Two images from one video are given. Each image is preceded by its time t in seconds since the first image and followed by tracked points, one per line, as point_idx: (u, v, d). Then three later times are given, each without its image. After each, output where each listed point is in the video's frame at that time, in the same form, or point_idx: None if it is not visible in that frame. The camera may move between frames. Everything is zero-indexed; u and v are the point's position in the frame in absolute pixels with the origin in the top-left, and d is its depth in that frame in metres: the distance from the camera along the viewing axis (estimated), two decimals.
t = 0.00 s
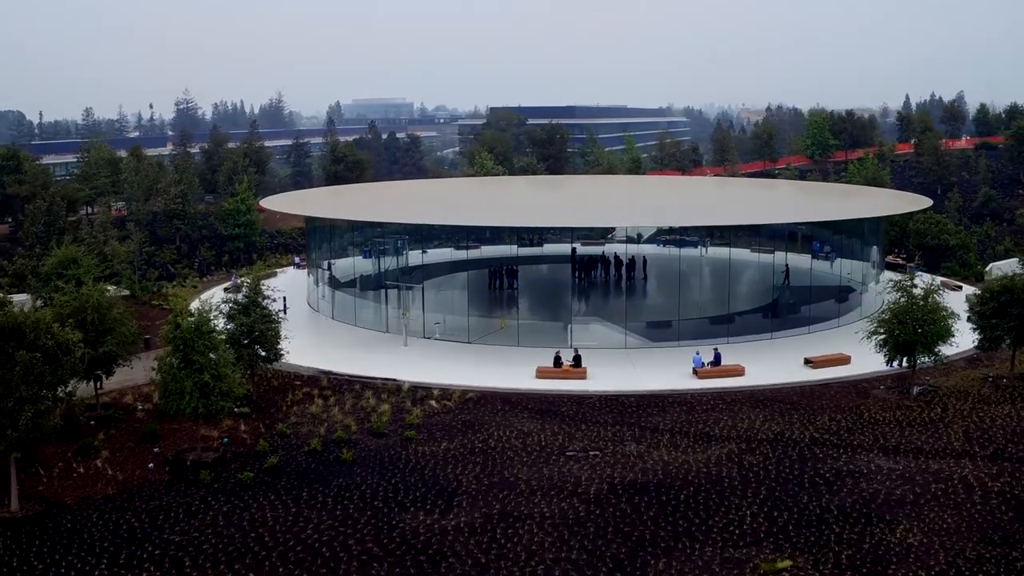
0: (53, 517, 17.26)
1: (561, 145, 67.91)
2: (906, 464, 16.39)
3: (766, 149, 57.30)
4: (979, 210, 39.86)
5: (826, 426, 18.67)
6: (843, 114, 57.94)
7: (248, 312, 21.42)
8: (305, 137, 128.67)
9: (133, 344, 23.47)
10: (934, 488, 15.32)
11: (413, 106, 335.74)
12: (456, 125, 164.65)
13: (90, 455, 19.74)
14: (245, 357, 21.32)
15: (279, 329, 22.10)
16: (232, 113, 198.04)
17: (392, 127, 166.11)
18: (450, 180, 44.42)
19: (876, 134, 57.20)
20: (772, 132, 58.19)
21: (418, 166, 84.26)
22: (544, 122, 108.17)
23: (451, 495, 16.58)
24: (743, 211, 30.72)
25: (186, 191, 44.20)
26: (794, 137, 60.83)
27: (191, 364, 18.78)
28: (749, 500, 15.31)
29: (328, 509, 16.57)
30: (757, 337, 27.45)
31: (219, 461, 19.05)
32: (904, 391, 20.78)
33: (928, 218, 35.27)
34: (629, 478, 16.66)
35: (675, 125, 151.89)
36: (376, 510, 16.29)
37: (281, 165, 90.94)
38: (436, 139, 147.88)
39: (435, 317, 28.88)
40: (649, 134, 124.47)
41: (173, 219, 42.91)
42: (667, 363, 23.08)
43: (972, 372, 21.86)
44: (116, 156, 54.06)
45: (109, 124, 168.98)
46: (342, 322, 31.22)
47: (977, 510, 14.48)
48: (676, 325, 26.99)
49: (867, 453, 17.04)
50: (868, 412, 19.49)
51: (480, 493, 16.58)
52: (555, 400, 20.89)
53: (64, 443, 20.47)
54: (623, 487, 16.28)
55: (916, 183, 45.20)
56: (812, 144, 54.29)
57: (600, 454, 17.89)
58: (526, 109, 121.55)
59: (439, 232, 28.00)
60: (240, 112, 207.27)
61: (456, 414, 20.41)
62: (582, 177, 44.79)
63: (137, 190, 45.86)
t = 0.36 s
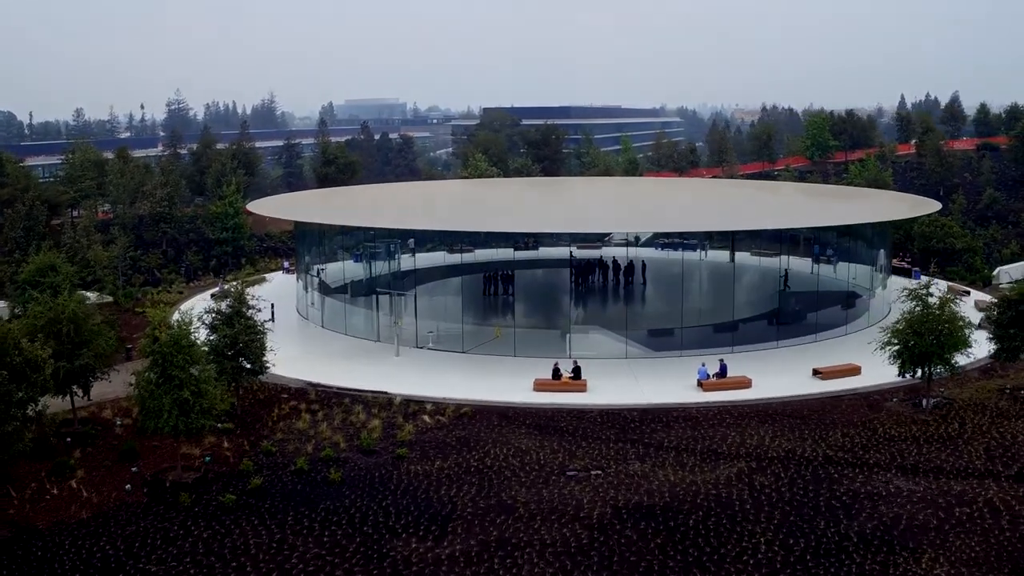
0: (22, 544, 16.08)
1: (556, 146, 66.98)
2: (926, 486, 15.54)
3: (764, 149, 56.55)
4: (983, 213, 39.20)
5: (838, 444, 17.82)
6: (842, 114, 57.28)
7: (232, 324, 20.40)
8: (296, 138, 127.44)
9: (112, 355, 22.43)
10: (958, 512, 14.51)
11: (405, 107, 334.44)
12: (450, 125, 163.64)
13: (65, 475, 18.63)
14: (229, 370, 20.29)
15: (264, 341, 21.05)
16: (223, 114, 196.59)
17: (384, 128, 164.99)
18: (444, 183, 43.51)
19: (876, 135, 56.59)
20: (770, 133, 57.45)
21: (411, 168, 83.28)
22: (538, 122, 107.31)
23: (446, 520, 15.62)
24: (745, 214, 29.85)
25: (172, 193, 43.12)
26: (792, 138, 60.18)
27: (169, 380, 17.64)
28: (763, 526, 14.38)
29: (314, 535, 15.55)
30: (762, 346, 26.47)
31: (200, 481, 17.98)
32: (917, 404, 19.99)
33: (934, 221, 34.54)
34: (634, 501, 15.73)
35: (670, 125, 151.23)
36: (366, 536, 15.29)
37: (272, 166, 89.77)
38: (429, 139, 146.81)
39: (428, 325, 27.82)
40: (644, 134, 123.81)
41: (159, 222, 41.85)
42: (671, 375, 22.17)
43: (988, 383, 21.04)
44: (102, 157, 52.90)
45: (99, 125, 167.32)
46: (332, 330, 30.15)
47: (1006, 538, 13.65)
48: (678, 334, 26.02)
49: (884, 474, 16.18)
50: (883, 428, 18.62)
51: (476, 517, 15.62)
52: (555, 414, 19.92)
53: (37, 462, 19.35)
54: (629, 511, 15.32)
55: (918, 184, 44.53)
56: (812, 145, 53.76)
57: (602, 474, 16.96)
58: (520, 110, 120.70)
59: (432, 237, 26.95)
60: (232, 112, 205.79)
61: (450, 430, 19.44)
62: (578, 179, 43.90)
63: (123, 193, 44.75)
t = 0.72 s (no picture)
0: None
1: (552, 147, 66.02)
2: (952, 514, 14.66)
3: (763, 151, 55.73)
4: (989, 216, 38.48)
5: (854, 465, 16.91)
6: (842, 116, 56.54)
7: (214, 338, 19.34)
8: (288, 138, 126.11)
9: (89, 369, 21.32)
10: (988, 542, 13.71)
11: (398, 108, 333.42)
12: (444, 126, 162.59)
13: (35, 500, 17.52)
14: (211, 387, 19.24)
15: (249, 356, 19.99)
16: (215, 114, 195.01)
17: (378, 129, 163.82)
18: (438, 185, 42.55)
19: (877, 136, 55.90)
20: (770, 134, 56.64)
21: (405, 169, 82.24)
22: (532, 123, 106.36)
23: (441, 550, 14.61)
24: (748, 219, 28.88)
25: (159, 197, 42.04)
26: (791, 139, 59.45)
27: (145, 401, 16.58)
28: (779, 560, 13.40)
29: (299, 567, 14.49)
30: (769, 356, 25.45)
31: (179, 506, 16.93)
32: (934, 420, 19.15)
33: (940, 225, 33.74)
34: (641, 529, 14.76)
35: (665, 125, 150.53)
36: (355, 569, 14.27)
37: (263, 168, 88.52)
38: (422, 140, 145.71)
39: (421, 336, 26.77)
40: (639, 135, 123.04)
41: (145, 226, 40.73)
42: (675, 389, 21.23)
43: (1006, 397, 20.17)
44: (88, 159, 51.70)
45: (88, 125, 165.61)
46: (321, 340, 29.10)
47: None
48: (680, 343, 25.03)
49: (906, 499, 15.30)
50: (900, 448, 17.72)
51: (473, 547, 14.61)
52: (554, 432, 18.95)
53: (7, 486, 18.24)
54: (636, 541, 14.32)
55: (922, 186, 43.79)
56: (812, 146, 53.06)
57: (606, 498, 15.97)
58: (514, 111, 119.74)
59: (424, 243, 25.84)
60: (224, 113, 204.26)
61: (444, 450, 18.44)
62: (574, 182, 42.96)
63: (108, 196, 43.63)
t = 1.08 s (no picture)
0: None
1: (549, 150, 65.14)
2: (979, 550, 13.85)
3: (764, 153, 54.94)
4: (996, 222, 37.83)
5: (871, 491, 16.04)
6: (844, 118, 55.89)
7: (197, 357, 18.37)
8: (281, 140, 124.81)
9: (66, 388, 20.31)
10: None
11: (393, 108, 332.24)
12: (439, 127, 161.63)
13: (7, 532, 16.53)
14: (194, 408, 18.27)
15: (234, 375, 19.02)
16: (208, 115, 193.55)
17: (373, 130, 162.72)
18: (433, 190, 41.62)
19: (878, 139, 55.24)
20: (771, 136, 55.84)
21: (400, 172, 81.27)
22: (528, 124, 105.47)
23: None
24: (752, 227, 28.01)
25: (147, 202, 41.04)
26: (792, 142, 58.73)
27: (121, 427, 15.62)
28: None
29: None
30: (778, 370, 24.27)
31: (158, 539, 15.96)
32: (951, 440, 18.32)
33: (948, 231, 33.02)
34: (650, 566, 13.85)
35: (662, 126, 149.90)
36: None
37: (256, 170, 87.38)
38: (417, 141, 144.72)
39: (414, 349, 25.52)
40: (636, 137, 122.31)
41: (133, 233, 39.71)
42: (681, 408, 20.38)
43: None
44: (75, 162, 50.60)
45: (80, 126, 163.98)
46: (312, 354, 28.06)
47: None
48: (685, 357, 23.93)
49: (929, 532, 14.46)
50: (919, 472, 16.89)
51: None
52: (556, 456, 18.05)
53: None
54: None
55: (926, 191, 43.15)
56: (814, 149, 52.33)
57: (610, 530, 15.07)
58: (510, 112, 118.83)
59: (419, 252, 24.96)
60: (217, 114, 202.79)
61: (439, 475, 17.51)
62: (572, 186, 42.05)
63: (95, 201, 42.60)
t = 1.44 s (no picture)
0: None
1: (547, 154, 64.22)
2: None
3: (765, 157, 54.05)
4: (1006, 231, 37.07)
5: (892, 531, 15.06)
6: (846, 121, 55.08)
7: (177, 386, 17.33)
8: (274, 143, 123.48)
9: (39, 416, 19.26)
10: None
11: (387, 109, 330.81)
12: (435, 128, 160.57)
13: None
14: (173, 441, 17.19)
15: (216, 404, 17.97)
16: (201, 117, 192.05)
17: (368, 131, 161.49)
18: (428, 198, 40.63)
19: (881, 144, 54.46)
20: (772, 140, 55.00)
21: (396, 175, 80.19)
22: (525, 126, 104.45)
23: None
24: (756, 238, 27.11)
25: (133, 211, 39.95)
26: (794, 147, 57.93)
27: (90, 467, 14.60)
28: None
29: None
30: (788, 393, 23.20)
31: None
32: (972, 470, 17.37)
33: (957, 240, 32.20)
34: None
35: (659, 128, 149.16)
36: None
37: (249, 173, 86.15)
38: (413, 143, 143.59)
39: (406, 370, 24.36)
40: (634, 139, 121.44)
41: (119, 243, 38.63)
42: (687, 435, 19.43)
43: None
44: (61, 168, 49.43)
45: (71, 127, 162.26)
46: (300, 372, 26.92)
47: None
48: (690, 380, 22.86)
49: None
50: (942, 508, 15.93)
51: None
52: (557, 490, 17.06)
53: None
54: None
55: (932, 197, 42.37)
56: (817, 154, 51.49)
57: None
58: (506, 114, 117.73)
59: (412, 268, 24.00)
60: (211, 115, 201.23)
61: (433, 512, 16.48)
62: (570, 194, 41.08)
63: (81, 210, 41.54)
